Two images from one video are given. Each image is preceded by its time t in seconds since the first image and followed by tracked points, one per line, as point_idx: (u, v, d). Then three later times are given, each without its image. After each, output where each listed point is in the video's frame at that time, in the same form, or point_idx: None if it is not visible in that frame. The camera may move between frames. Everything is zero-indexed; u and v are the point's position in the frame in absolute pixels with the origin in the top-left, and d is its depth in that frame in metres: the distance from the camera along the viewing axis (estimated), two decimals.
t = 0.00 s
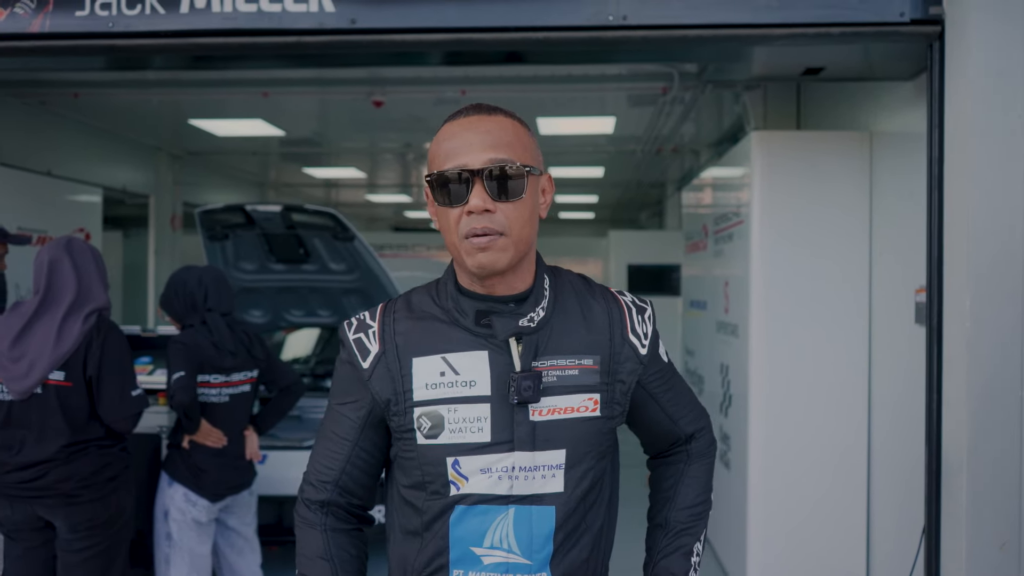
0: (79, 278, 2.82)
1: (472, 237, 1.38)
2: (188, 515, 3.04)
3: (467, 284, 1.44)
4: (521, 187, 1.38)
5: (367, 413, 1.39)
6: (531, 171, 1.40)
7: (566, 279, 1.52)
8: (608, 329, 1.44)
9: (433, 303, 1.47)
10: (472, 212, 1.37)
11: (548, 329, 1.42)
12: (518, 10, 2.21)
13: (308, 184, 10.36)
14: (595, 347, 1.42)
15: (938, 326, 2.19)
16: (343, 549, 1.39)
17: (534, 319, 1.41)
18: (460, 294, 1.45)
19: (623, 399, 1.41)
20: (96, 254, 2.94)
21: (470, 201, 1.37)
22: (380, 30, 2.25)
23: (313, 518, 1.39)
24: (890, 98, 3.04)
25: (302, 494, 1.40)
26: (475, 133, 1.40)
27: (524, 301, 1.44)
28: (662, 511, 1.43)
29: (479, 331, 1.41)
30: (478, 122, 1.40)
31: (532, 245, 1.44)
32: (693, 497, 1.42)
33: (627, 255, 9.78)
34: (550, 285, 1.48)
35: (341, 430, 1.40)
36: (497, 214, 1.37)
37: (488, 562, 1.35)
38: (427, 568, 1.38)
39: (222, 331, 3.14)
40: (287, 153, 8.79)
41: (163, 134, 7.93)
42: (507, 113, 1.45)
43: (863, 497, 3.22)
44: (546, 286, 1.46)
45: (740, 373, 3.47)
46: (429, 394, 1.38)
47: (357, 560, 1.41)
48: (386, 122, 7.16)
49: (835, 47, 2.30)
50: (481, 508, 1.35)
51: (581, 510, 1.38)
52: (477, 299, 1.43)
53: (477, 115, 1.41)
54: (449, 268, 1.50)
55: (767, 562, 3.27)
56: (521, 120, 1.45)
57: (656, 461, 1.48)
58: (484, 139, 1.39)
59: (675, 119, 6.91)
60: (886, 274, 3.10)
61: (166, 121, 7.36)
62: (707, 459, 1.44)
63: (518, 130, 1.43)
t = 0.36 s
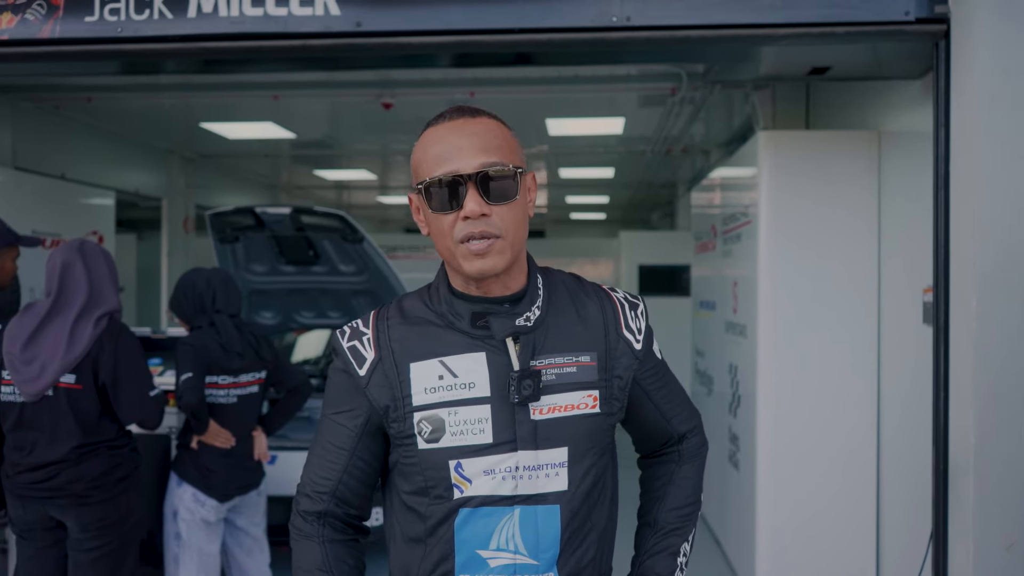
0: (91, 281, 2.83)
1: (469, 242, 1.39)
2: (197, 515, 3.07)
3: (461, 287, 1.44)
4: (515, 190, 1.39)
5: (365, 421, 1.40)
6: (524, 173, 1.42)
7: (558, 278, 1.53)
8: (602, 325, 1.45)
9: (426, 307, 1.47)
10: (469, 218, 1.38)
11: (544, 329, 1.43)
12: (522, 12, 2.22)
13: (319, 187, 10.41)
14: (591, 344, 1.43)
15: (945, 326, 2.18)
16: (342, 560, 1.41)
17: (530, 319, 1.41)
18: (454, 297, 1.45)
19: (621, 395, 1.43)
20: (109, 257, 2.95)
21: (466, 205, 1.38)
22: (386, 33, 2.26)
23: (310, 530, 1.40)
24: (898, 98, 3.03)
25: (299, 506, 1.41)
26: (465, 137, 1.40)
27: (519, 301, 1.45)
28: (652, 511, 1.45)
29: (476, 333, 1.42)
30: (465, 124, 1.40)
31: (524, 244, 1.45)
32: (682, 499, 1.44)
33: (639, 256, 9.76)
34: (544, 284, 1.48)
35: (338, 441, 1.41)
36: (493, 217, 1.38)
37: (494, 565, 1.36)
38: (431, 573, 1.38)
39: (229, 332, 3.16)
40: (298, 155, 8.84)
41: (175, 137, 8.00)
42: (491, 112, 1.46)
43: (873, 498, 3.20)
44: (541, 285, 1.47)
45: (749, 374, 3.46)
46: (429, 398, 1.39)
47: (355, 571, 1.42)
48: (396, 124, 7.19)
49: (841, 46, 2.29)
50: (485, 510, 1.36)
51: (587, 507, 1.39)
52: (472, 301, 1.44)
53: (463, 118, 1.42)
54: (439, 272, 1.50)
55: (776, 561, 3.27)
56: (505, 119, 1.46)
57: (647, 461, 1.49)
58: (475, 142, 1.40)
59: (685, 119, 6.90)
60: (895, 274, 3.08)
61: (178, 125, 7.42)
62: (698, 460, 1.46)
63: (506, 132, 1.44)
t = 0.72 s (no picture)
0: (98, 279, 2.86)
1: (452, 243, 1.41)
2: (199, 511, 3.09)
3: (451, 287, 1.46)
4: (496, 188, 1.40)
5: (362, 420, 1.43)
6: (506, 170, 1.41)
7: (557, 276, 1.53)
8: (596, 326, 1.43)
9: (420, 306, 1.50)
10: (449, 218, 1.39)
11: (533, 328, 1.43)
12: (522, 11, 2.22)
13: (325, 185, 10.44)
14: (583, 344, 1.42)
15: (945, 325, 2.18)
16: (346, 555, 1.44)
17: (518, 318, 1.42)
18: (444, 296, 1.47)
19: (615, 396, 1.40)
20: (114, 256, 2.97)
21: (446, 206, 1.39)
22: (387, 32, 2.27)
23: (316, 526, 1.43)
24: (902, 96, 3.02)
25: (306, 503, 1.45)
26: (446, 136, 1.41)
27: (509, 299, 1.45)
28: (663, 555, 1.38)
29: (464, 332, 1.43)
30: (447, 123, 1.41)
31: (514, 240, 1.45)
32: (693, 541, 1.36)
33: (644, 254, 9.75)
34: (539, 280, 1.48)
35: (339, 439, 1.45)
36: (474, 218, 1.39)
37: (484, 567, 1.36)
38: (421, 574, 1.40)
39: (231, 330, 3.16)
40: (304, 154, 8.87)
41: (181, 135, 8.04)
42: (477, 106, 1.45)
43: (875, 498, 3.20)
44: (535, 282, 1.47)
45: (751, 372, 3.46)
46: (417, 398, 1.41)
47: (361, 566, 1.45)
48: (401, 122, 7.21)
49: (842, 45, 2.29)
50: (474, 511, 1.37)
51: (579, 511, 1.38)
52: (462, 299, 1.45)
53: (445, 116, 1.42)
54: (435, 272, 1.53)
55: (778, 560, 3.27)
56: (491, 114, 1.45)
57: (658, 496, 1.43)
58: (455, 142, 1.41)
59: (689, 117, 6.90)
60: (897, 274, 3.08)
61: (184, 123, 7.45)
62: (706, 494, 1.38)
63: (490, 127, 1.44)
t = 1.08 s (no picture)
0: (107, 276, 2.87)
1: (459, 224, 1.40)
2: (203, 507, 3.11)
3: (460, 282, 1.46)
4: (506, 171, 1.39)
5: (363, 406, 1.45)
6: (518, 154, 1.41)
7: (568, 275, 1.52)
8: (603, 329, 1.43)
9: (427, 296, 1.51)
10: (458, 198, 1.39)
11: (536, 327, 1.43)
12: (526, 9, 2.22)
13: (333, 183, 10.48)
14: (587, 347, 1.41)
15: (949, 323, 2.18)
16: (342, 539, 1.45)
17: (520, 317, 1.42)
18: (450, 289, 1.48)
19: (616, 403, 1.39)
20: (122, 252, 2.98)
21: (455, 186, 1.39)
22: (392, 30, 2.28)
23: (316, 507, 1.45)
24: (908, 94, 3.01)
25: (308, 485, 1.47)
26: (462, 117, 1.42)
27: (513, 297, 1.45)
28: (656, 553, 1.38)
29: (466, 327, 1.43)
30: (464, 105, 1.42)
31: (524, 233, 1.45)
32: (688, 542, 1.36)
33: (651, 253, 9.74)
34: (547, 278, 1.48)
35: (341, 423, 1.47)
36: (483, 200, 1.38)
37: (467, 566, 1.35)
38: (409, 567, 1.40)
39: (236, 327, 3.19)
40: (311, 152, 8.90)
41: (189, 133, 8.07)
42: (497, 96, 1.46)
43: (881, 498, 3.19)
44: (543, 281, 1.47)
45: (757, 372, 3.46)
46: (414, 390, 1.41)
47: (357, 551, 1.46)
48: (408, 120, 7.22)
49: (846, 42, 2.28)
50: (461, 509, 1.36)
51: (568, 515, 1.36)
52: (467, 294, 1.46)
53: (464, 99, 1.43)
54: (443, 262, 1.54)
55: (784, 560, 3.27)
56: (510, 104, 1.46)
57: (658, 496, 1.43)
58: (470, 123, 1.41)
59: (695, 115, 6.89)
60: (904, 273, 3.07)
61: (192, 121, 7.48)
62: (706, 498, 1.38)
63: (506, 113, 1.44)
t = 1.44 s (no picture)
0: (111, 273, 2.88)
1: (451, 224, 1.35)
2: (205, 503, 3.12)
3: (443, 275, 1.41)
4: (501, 175, 1.35)
5: (342, 398, 1.39)
6: (514, 158, 1.37)
7: (550, 276, 1.45)
8: (584, 332, 1.36)
9: (411, 291, 1.45)
10: (452, 198, 1.34)
11: (518, 327, 1.37)
12: (527, 6, 2.22)
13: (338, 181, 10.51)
14: (568, 349, 1.35)
15: (951, 321, 2.17)
16: (315, 533, 1.39)
17: (502, 316, 1.36)
18: (434, 284, 1.42)
19: (593, 406, 1.34)
20: (123, 248, 3.00)
21: (450, 186, 1.34)
22: (394, 27, 2.28)
23: (291, 500, 1.40)
24: (912, 92, 3.01)
25: (283, 475, 1.41)
26: (458, 117, 1.37)
27: (497, 296, 1.39)
28: (640, 539, 1.33)
29: (447, 323, 1.38)
30: (461, 105, 1.37)
31: (512, 235, 1.41)
32: (674, 526, 1.32)
33: (656, 251, 9.73)
34: (532, 278, 1.42)
35: (319, 414, 1.41)
36: (478, 201, 1.34)
37: (436, 559, 1.31)
38: (379, 559, 1.35)
39: (236, 324, 3.20)
40: (317, 150, 8.93)
41: (195, 131, 8.10)
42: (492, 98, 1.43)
43: (885, 495, 3.18)
44: (525, 280, 1.41)
45: (760, 369, 3.45)
46: (393, 384, 1.36)
47: (331, 545, 1.41)
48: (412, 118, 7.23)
49: (849, 39, 2.27)
50: (433, 503, 1.32)
51: (543, 510, 1.32)
52: (452, 291, 1.40)
53: (459, 99, 1.39)
54: (428, 259, 1.48)
55: (787, 558, 3.26)
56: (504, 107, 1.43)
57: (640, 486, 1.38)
58: (466, 123, 1.36)
59: (700, 113, 6.88)
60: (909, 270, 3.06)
61: (197, 119, 7.51)
62: (690, 484, 1.34)
63: (503, 118, 1.40)
